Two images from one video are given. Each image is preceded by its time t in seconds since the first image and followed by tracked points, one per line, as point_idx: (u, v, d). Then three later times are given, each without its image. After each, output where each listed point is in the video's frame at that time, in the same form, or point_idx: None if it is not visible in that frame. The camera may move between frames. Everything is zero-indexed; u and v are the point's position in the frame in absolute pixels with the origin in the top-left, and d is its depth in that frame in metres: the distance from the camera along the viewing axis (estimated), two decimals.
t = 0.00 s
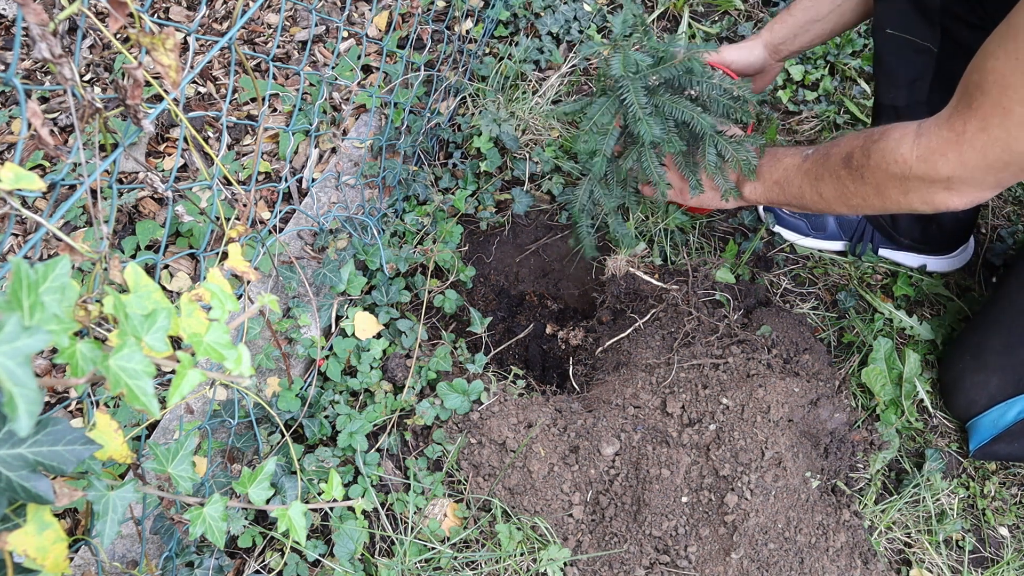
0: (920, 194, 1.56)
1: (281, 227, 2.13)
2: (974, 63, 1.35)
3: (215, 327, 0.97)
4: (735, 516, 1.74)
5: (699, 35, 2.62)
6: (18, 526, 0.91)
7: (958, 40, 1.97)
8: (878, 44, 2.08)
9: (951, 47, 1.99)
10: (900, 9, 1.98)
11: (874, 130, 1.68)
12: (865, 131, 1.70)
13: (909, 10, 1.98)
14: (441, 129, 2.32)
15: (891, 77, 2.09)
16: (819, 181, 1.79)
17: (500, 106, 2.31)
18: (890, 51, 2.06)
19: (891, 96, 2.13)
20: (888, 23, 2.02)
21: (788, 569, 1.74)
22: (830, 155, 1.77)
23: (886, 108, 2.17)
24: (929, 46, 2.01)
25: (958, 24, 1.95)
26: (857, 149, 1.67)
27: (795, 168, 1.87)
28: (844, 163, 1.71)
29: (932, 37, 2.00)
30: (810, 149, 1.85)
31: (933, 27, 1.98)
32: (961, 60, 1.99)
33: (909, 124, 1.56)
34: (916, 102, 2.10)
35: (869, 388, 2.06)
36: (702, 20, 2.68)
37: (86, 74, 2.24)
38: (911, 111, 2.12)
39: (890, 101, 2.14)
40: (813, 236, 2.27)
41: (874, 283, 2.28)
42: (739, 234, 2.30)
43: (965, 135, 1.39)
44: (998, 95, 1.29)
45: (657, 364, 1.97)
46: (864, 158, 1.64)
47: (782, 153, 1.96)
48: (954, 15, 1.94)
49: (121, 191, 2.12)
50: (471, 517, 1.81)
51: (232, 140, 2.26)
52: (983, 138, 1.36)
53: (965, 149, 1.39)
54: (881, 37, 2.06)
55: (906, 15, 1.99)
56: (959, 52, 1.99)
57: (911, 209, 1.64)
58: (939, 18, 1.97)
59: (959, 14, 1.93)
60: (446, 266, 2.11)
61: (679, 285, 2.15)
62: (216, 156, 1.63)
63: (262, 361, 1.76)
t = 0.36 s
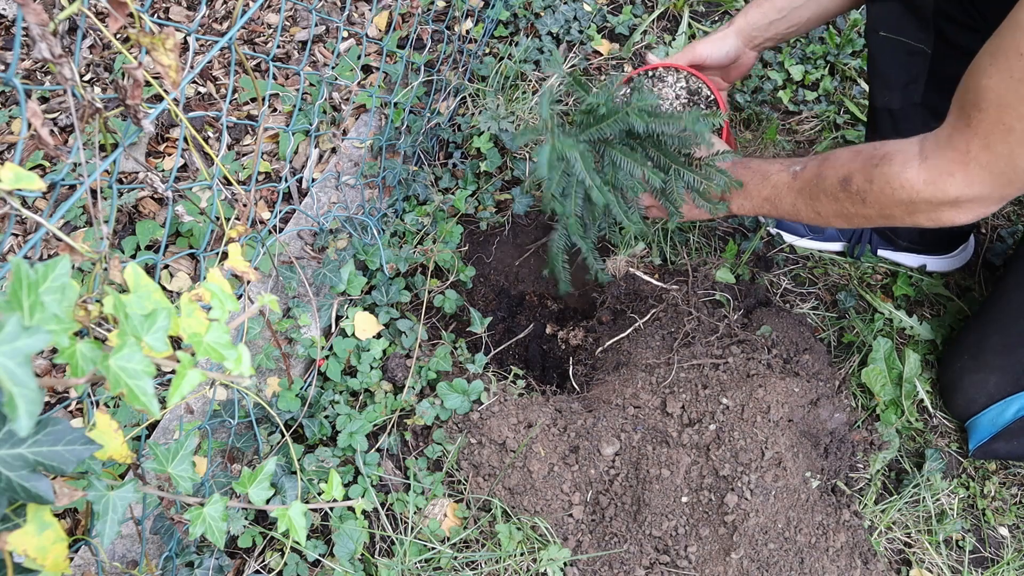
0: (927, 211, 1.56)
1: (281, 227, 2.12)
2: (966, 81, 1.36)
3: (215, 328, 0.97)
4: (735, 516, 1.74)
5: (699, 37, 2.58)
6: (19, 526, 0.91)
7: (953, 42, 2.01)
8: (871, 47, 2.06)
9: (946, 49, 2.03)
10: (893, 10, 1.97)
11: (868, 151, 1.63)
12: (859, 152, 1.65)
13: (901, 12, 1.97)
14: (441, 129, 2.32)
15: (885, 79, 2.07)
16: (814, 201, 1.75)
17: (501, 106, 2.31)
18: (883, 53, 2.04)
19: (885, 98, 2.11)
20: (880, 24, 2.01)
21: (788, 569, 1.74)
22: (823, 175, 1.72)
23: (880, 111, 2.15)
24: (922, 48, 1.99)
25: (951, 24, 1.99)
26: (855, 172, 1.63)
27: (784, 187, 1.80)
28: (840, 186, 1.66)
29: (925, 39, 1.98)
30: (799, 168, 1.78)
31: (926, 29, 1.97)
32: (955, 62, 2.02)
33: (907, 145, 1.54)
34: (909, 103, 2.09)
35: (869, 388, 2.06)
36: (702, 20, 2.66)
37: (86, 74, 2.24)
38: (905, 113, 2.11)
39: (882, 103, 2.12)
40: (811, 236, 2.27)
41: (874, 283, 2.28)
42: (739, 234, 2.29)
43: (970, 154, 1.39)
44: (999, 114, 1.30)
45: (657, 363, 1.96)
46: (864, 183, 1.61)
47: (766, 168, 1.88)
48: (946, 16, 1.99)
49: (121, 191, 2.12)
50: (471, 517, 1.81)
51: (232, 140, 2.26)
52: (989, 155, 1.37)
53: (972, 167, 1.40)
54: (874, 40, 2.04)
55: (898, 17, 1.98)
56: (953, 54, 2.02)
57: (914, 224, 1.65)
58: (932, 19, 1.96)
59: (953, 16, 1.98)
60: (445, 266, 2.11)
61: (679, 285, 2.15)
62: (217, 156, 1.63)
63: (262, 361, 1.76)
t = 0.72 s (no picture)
0: None
1: (281, 227, 2.12)
2: None
3: (216, 328, 0.97)
4: (735, 516, 1.74)
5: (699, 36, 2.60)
6: (19, 526, 0.91)
7: (960, 36, 1.97)
8: (879, 40, 2.08)
9: (954, 43, 2.00)
10: (902, 4, 2.00)
11: (966, 173, 1.57)
12: (955, 173, 1.58)
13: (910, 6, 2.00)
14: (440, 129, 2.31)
15: (891, 72, 2.09)
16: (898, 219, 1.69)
17: (500, 106, 2.31)
18: (890, 47, 2.07)
19: (890, 92, 2.13)
20: (891, 18, 2.03)
21: (788, 569, 1.74)
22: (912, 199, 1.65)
23: (886, 106, 2.16)
24: (931, 41, 2.03)
25: (960, 19, 1.94)
26: (962, 201, 1.57)
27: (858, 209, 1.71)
28: (943, 213, 1.60)
29: (933, 32, 2.02)
30: (876, 190, 1.67)
31: (933, 23, 2.00)
32: (963, 57, 2.01)
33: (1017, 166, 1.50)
34: (917, 98, 2.11)
35: (869, 388, 2.05)
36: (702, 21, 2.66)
37: (86, 74, 2.24)
38: (912, 109, 2.13)
39: (890, 98, 2.13)
40: (811, 236, 2.27)
41: (874, 283, 2.27)
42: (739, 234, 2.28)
43: None
44: None
45: (657, 363, 1.96)
46: (976, 209, 1.56)
47: (827, 185, 1.75)
48: (955, 10, 1.93)
49: (121, 191, 2.12)
50: (471, 517, 1.81)
51: (232, 140, 2.26)
52: None
53: None
54: (881, 31, 2.07)
55: (907, 9, 2.01)
56: (961, 49, 1.99)
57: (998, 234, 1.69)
58: (940, 15, 1.98)
59: (962, 11, 1.92)
60: (445, 266, 2.11)
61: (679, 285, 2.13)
62: (217, 156, 1.63)
63: (262, 361, 1.76)
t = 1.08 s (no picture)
0: None
1: (281, 227, 2.12)
2: None
3: (216, 327, 0.97)
4: (735, 516, 1.74)
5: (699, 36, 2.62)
6: (19, 526, 0.91)
7: (961, 30, 1.99)
8: (878, 36, 2.02)
9: (954, 37, 2.01)
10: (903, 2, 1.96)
11: None
12: (1016, 197, 1.56)
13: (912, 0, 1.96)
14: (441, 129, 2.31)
15: (892, 69, 2.05)
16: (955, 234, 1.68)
17: (501, 106, 2.31)
18: (889, 43, 2.02)
19: (891, 88, 2.09)
20: (891, 16, 1.98)
21: (788, 569, 1.74)
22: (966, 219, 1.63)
23: (887, 104, 2.14)
24: (932, 37, 2.00)
25: (960, 14, 1.96)
26: None
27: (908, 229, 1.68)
28: (1002, 233, 1.61)
29: (933, 28, 1.99)
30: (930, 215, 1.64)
31: (936, 19, 1.98)
32: (964, 49, 2.02)
33: None
34: (918, 95, 2.10)
35: (869, 388, 2.05)
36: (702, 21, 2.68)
37: (86, 74, 2.24)
38: (913, 105, 2.12)
39: (891, 96, 2.11)
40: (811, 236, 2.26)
41: (874, 283, 2.27)
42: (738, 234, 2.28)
43: None
44: None
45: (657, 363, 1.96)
46: None
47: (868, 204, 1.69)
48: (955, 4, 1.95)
49: (121, 191, 2.12)
50: (471, 517, 1.81)
51: (232, 140, 2.26)
52: None
53: None
54: (881, 29, 2.00)
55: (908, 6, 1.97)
56: (962, 43, 2.01)
57: None
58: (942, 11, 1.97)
59: (962, 5, 1.94)
60: (445, 266, 2.11)
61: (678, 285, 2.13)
62: (217, 156, 1.63)
63: (262, 361, 1.76)
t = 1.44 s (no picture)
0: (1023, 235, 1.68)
1: (281, 227, 2.12)
2: None
3: (215, 328, 0.97)
4: (735, 516, 1.74)
5: (699, 36, 2.62)
6: (19, 526, 0.91)
7: (957, 39, 1.97)
8: (872, 48, 2.10)
9: (949, 48, 2.00)
10: (895, 12, 2.03)
11: (964, 199, 1.63)
12: (952, 199, 1.64)
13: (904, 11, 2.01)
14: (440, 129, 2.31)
15: (886, 78, 2.10)
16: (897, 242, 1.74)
17: (500, 106, 2.31)
18: (885, 54, 2.08)
19: (887, 99, 2.13)
20: (885, 27, 2.05)
21: (788, 569, 1.74)
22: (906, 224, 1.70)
23: (884, 113, 2.16)
24: (927, 48, 2.03)
25: (956, 24, 1.94)
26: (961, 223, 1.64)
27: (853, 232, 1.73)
28: (939, 237, 1.68)
29: (929, 39, 2.02)
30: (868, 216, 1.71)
31: (931, 29, 2.00)
32: (962, 60, 2.00)
33: (1015, 193, 1.58)
34: (914, 103, 2.12)
35: (869, 388, 2.05)
36: (702, 20, 2.68)
37: (86, 74, 2.24)
38: (910, 114, 2.13)
39: (888, 105, 2.14)
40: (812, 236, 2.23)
41: (874, 283, 2.26)
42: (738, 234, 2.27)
43: None
44: None
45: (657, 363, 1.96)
46: (972, 233, 1.64)
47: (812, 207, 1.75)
48: (951, 15, 1.93)
49: (121, 191, 2.12)
50: (471, 517, 1.81)
51: (232, 140, 2.26)
52: None
53: None
54: (876, 41, 2.08)
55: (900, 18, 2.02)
56: (958, 53, 1.99)
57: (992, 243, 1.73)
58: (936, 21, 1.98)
59: (958, 16, 1.92)
60: (446, 266, 2.11)
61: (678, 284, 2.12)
62: (217, 156, 1.63)
63: (262, 361, 1.76)
